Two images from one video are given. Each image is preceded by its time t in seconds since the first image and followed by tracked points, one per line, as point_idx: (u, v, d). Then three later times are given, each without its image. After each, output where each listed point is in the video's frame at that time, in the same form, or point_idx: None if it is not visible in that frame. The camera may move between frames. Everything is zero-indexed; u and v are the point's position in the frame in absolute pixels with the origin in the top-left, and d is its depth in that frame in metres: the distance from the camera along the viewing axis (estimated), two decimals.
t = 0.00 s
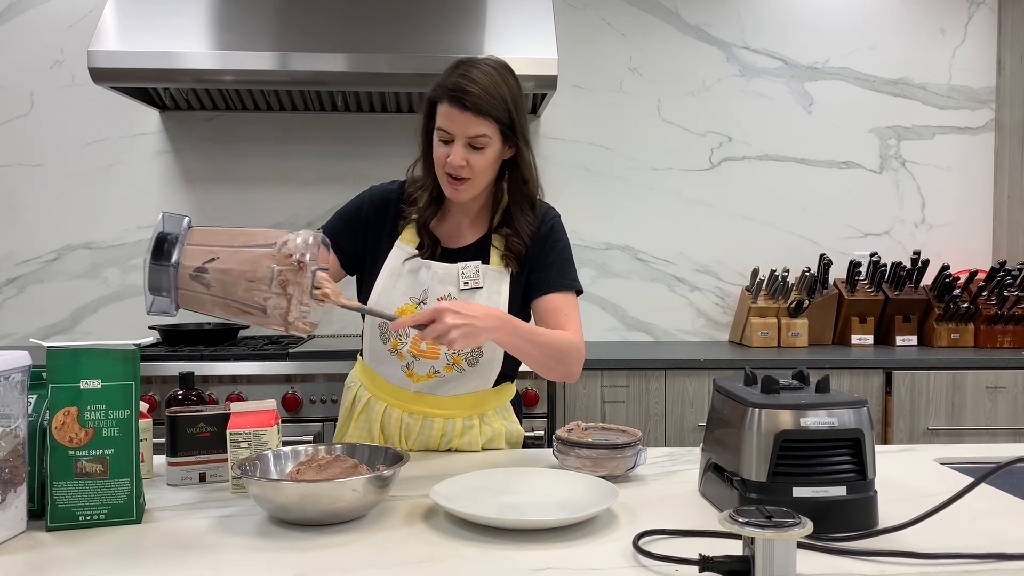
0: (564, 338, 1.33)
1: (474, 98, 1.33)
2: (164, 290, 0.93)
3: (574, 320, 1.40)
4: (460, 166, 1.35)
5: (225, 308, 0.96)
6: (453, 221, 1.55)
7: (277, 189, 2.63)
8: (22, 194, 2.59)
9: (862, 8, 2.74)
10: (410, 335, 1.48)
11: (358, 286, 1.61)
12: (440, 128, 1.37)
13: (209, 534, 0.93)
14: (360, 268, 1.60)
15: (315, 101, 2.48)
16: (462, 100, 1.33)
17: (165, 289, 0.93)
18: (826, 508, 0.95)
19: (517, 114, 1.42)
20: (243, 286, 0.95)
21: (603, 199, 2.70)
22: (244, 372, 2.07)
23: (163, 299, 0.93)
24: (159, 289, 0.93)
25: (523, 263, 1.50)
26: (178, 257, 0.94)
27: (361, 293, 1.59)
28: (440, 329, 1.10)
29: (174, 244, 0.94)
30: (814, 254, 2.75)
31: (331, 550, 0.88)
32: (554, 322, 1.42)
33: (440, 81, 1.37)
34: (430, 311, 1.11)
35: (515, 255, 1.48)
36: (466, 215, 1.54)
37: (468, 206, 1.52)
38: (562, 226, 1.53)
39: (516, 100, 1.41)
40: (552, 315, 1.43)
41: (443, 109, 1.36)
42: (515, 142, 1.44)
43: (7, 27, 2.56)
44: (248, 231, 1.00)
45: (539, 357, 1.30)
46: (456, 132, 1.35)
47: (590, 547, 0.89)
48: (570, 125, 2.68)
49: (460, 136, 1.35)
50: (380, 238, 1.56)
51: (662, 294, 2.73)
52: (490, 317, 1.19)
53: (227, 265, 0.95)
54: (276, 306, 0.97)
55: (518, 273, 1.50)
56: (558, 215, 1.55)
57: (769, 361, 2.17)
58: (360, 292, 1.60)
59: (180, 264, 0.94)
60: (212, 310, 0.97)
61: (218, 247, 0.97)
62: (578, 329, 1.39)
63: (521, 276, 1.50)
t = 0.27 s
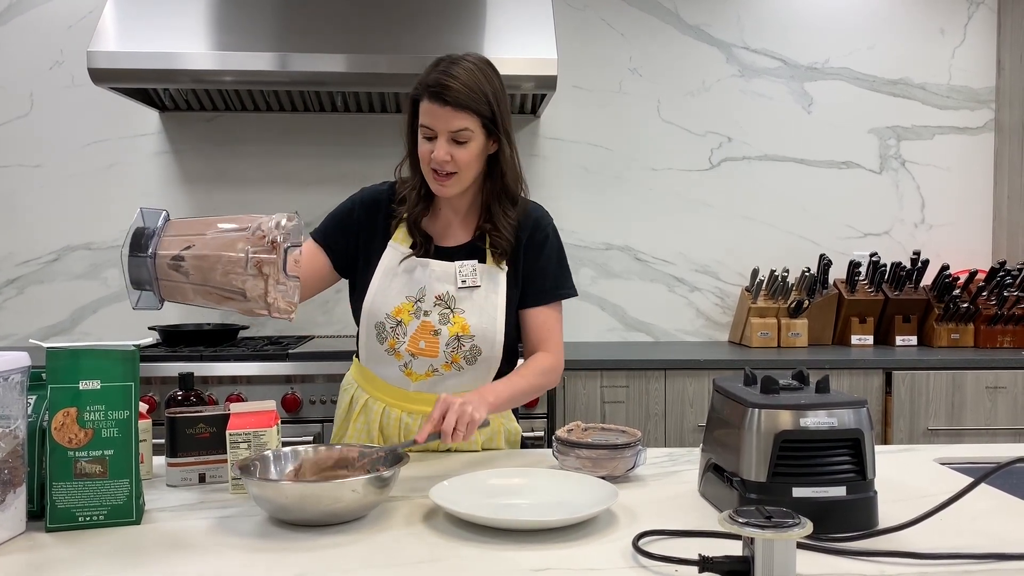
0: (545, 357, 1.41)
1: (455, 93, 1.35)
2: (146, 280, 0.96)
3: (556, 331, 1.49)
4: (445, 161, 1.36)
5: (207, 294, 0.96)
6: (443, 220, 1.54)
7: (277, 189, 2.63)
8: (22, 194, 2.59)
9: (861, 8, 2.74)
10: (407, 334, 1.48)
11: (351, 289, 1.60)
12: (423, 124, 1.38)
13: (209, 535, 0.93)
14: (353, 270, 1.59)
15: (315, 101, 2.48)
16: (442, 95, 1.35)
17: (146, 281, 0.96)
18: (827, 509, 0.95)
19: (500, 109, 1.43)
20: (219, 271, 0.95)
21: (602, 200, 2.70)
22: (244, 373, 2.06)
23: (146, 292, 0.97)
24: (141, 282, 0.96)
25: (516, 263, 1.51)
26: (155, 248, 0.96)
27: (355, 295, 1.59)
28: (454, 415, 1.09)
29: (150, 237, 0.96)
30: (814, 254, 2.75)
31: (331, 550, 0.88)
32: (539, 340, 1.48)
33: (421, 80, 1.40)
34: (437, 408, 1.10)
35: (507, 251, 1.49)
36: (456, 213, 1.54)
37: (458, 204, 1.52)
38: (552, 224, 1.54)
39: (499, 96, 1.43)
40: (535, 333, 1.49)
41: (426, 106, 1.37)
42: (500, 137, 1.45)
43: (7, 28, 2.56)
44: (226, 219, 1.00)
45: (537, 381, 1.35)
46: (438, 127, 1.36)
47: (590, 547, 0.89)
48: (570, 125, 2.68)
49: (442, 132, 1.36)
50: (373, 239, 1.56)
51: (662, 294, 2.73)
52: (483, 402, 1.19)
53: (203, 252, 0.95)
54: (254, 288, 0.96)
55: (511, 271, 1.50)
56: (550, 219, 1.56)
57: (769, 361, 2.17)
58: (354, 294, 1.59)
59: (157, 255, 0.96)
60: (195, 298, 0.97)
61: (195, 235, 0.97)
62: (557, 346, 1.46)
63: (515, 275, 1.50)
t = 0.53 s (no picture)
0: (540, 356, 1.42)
1: (450, 90, 1.35)
2: (152, 282, 0.96)
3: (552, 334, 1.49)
4: (441, 157, 1.36)
5: (213, 296, 0.96)
6: (439, 219, 1.54)
7: (278, 190, 2.63)
8: (23, 195, 2.59)
9: (861, 8, 2.74)
10: (404, 333, 1.49)
11: (349, 291, 1.60)
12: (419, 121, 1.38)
13: (210, 536, 0.93)
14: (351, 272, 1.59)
15: (315, 103, 2.49)
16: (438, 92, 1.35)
17: (152, 283, 0.96)
18: (827, 509, 0.95)
19: (495, 107, 1.43)
20: (225, 273, 0.95)
21: (603, 200, 2.70)
22: (244, 374, 2.07)
23: (152, 294, 0.97)
24: (148, 284, 0.96)
25: (513, 263, 1.51)
26: (161, 250, 0.96)
27: (353, 296, 1.59)
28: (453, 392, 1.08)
29: (156, 239, 0.97)
30: (814, 255, 2.76)
31: (331, 551, 0.88)
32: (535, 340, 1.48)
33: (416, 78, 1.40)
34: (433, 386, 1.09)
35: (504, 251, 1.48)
36: (452, 213, 1.54)
37: (454, 203, 1.52)
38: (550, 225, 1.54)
39: (494, 94, 1.43)
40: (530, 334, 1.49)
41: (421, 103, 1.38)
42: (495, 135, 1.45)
43: (8, 29, 2.56)
44: (231, 221, 1.00)
45: (531, 378, 1.35)
46: (435, 123, 1.36)
47: (590, 548, 0.90)
48: (570, 126, 2.68)
49: (438, 127, 1.36)
50: (371, 241, 1.56)
51: (662, 295, 2.73)
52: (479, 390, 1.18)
53: (208, 254, 0.95)
54: (260, 289, 0.96)
55: (508, 272, 1.50)
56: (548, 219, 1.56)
57: (769, 362, 2.18)
58: (352, 296, 1.59)
59: (163, 257, 0.96)
60: (201, 300, 0.97)
61: (200, 237, 0.97)
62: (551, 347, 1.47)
63: (512, 276, 1.50)
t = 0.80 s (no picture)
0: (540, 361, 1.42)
1: (464, 72, 1.42)
2: (162, 288, 0.96)
3: (551, 339, 1.49)
4: (454, 134, 1.38)
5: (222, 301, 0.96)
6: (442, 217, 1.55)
7: (278, 191, 2.63)
8: (23, 196, 2.59)
9: (862, 9, 2.74)
10: (405, 335, 1.49)
11: (351, 296, 1.60)
12: (433, 103, 1.42)
13: (211, 537, 0.93)
14: (353, 275, 1.60)
15: (315, 104, 2.49)
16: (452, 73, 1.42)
17: (162, 288, 0.96)
18: (827, 510, 0.95)
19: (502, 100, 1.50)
20: (235, 278, 0.95)
21: (603, 201, 2.71)
22: (244, 375, 2.07)
23: (161, 299, 0.97)
24: (157, 289, 0.96)
25: (515, 263, 1.51)
26: (171, 256, 0.96)
27: (355, 299, 1.59)
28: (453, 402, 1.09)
29: (166, 245, 0.97)
30: (814, 255, 2.76)
31: (332, 552, 0.88)
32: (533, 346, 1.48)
33: (428, 67, 1.46)
34: (436, 395, 1.09)
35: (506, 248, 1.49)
36: (455, 210, 1.54)
37: (458, 199, 1.53)
38: (552, 225, 1.54)
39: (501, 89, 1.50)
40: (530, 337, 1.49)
41: (434, 87, 1.43)
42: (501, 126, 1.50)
43: (8, 30, 2.56)
44: (239, 226, 1.00)
45: (531, 384, 1.36)
46: (448, 102, 1.41)
47: (590, 549, 0.90)
48: (570, 127, 2.68)
49: (452, 106, 1.41)
50: (371, 243, 1.56)
51: (662, 296, 2.73)
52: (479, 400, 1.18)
53: (218, 259, 0.95)
54: (269, 295, 0.96)
55: (510, 273, 1.50)
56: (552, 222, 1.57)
57: (769, 363, 2.18)
58: (353, 299, 1.60)
59: (173, 263, 0.96)
60: (210, 305, 0.98)
61: (210, 243, 0.98)
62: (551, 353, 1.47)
63: (513, 277, 1.50)
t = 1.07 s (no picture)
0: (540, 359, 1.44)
1: (463, 74, 1.42)
2: (170, 283, 0.97)
3: (552, 339, 1.51)
4: (453, 135, 1.38)
5: (230, 297, 0.96)
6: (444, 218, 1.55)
7: (278, 191, 2.63)
8: (23, 195, 2.59)
9: (862, 12, 2.74)
10: (407, 335, 1.49)
11: (354, 296, 1.60)
12: (432, 106, 1.43)
13: (209, 536, 0.93)
14: (357, 275, 1.60)
15: (315, 103, 2.49)
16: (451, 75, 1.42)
17: (170, 284, 0.97)
18: (826, 512, 0.95)
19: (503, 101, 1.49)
20: (243, 274, 0.95)
21: (603, 202, 2.71)
22: (243, 374, 2.07)
23: (169, 295, 0.97)
24: (166, 285, 0.97)
25: (518, 264, 1.51)
26: (180, 251, 0.96)
27: (358, 300, 1.59)
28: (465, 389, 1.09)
29: (174, 240, 0.97)
30: (814, 257, 2.76)
31: (331, 552, 0.88)
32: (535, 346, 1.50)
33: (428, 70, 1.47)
34: (448, 379, 1.10)
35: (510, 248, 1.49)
36: (458, 211, 1.54)
37: (461, 201, 1.53)
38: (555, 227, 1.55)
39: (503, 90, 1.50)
40: (531, 337, 1.51)
41: (434, 89, 1.43)
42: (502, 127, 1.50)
43: (9, 29, 2.56)
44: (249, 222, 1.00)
45: (534, 381, 1.38)
46: (448, 104, 1.41)
47: (589, 549, 0.90)
48: (570, 128, 2.68)
49: (451, 108, 1.41)
50: (375, 244, 1.56)
51: (662, 297, 2.73)
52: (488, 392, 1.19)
53: (228, 255, 0.95)
54: (278, 291, 0.96)
55: (513, 274, 1.50)
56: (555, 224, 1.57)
57: (768, 364, 2.18)
58: (356, 300, 1.59)
59: (182, 258, 0.96)
60: (218, 301, 0.98)
61: (220, 239, 0.98)
62: (551, 352, 1.49)
63: (516, 278, 1.51)
